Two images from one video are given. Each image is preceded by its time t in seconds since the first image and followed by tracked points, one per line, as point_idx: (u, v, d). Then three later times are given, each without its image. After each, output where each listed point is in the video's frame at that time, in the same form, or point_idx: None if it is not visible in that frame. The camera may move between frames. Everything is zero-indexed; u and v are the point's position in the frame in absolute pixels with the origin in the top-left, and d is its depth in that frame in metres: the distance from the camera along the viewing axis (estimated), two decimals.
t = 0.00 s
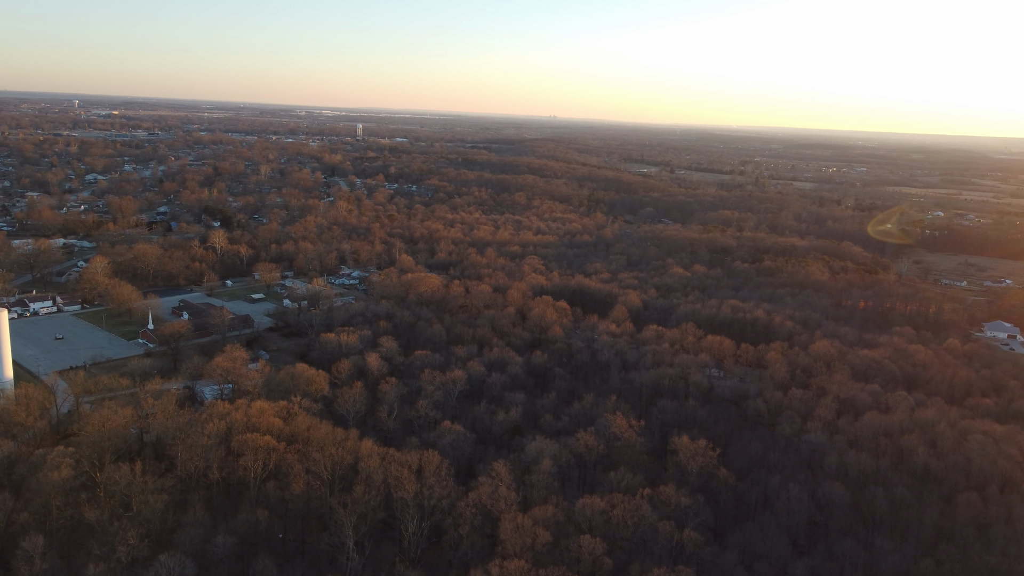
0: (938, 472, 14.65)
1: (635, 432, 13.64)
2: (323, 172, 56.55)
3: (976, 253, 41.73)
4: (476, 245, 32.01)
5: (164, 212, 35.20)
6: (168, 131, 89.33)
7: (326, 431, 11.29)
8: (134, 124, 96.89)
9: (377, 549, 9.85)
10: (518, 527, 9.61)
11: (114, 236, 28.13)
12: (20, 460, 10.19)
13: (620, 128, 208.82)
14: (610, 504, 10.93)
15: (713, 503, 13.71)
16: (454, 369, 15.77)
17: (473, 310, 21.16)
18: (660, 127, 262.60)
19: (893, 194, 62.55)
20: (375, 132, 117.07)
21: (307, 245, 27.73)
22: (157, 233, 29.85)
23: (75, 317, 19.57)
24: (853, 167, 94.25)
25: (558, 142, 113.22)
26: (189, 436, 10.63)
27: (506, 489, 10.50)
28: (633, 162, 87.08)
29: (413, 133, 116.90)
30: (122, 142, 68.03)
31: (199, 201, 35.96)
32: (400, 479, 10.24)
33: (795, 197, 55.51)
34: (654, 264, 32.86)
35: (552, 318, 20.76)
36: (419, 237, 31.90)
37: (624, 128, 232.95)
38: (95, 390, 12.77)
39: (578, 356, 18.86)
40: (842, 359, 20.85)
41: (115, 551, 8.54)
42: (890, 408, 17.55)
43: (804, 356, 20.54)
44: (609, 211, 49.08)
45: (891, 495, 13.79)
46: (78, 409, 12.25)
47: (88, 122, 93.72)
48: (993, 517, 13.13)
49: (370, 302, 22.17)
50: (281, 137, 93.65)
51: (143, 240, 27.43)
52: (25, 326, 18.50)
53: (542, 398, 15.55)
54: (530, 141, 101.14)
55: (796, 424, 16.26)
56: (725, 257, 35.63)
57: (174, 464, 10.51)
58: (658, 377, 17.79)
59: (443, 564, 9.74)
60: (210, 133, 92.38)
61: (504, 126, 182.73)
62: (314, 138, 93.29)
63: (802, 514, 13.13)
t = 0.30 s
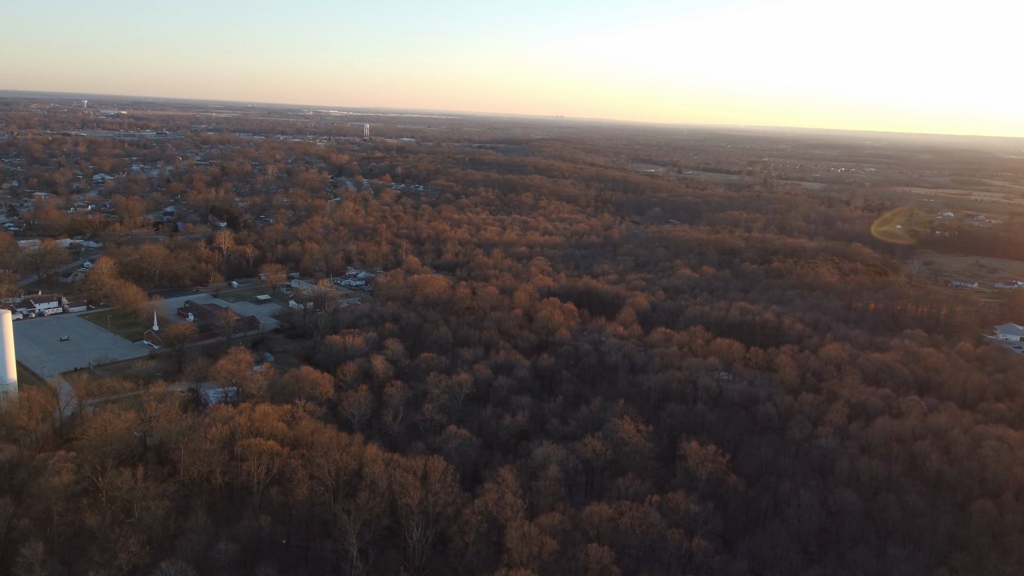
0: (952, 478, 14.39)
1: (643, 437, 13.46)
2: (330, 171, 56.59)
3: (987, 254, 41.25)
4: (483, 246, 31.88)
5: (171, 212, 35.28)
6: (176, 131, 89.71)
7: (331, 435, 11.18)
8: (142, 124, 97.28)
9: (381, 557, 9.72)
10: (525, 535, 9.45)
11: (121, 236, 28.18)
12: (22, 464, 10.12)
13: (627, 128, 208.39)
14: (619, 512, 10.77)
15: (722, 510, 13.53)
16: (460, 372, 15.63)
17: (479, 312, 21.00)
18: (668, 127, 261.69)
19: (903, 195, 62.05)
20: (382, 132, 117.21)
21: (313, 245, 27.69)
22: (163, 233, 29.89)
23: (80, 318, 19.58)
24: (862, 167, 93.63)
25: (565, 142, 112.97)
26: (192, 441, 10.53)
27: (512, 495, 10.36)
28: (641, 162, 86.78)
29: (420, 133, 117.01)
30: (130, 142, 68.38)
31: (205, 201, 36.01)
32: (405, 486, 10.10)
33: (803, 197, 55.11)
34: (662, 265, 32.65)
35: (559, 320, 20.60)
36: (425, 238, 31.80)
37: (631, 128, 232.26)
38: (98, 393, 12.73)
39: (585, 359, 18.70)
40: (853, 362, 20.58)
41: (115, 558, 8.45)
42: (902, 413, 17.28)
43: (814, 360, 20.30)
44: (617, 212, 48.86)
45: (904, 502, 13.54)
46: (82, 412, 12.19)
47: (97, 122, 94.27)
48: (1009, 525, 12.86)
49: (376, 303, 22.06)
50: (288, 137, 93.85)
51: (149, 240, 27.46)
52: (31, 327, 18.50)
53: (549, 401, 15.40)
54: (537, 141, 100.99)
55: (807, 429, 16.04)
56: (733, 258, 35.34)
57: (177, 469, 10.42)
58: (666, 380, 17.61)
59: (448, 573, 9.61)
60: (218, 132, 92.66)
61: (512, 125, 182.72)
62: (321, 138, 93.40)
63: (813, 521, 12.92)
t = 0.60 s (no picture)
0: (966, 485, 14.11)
1: (651, 443, 13.31)
2: (337, 172, 56.65)
3: (998, 255, 40.77)
4: (489, 247, 31.76)
5: (178, 213, 35.35)
6: (183, 131, 89.91)
7: (335, 440, 11.07)
8: (150, 124, 97.71)
9: (385, 565, 9.60)
10: (531, 544, 9.29)
11: (127, 237, 28.21)
12: (23, 470, 10.06)
13: (634, 129, 208.05)
14: (626, 520, 10.60)
15: (731, 517, 13.33)
16: (466, 375, 15.50)
17: (486, 314, 20.85)
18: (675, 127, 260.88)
19: (912, 195, 61.57)
20: (389, 132, 117.28)
21: (319, 246, 27.63)
22: (169, 234, 29.94)
23: (85, 319, 19.58)
24: (871, 167, 92.99)
25: (572, 142, 112.90)
26: (194, 445, 10.44)
27: (518, 503, 10.20)
28: (647, 163, 86.48)
29: (427, 134, 117.09)
30: (138, 142, 68.68)
31: (212, 201, 36.07)
32: (409, 493, 9.97)
33: (812, 198, 54.72)
34: (669, 267, 32.43)
35: (565, 322, 20.45)
36: (432, 239, 31.70)
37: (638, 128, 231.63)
38: (102, 396, 12.68)
39: (592, 362, 18.54)
40: (863, 366, 20.30)
41: (114, 567, 8.35)
42: (914, 419, 17.02)
43: (824, 364, 20.05)
44: (624, 212, 48.65)
45: (917, 509, 13.28)
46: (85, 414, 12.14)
47: (106, 122, 94.78)
48: None
49: (381, 305, 21.97)
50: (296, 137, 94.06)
51: (155, 241, 27.48)
52: (36, 328, 18.52)
53: (556, 405, 15.24)
54: (543, 141, 100.85)
55: (817, 434, 15.83)
56: (742, 259, 35.06)
57: (179, 475, 10.34)
58: (674, 384, 17.42)
59: None
60: (225, 133, 92.92)
61: (519, 125, 182.65)
62: (329, 138, 93.58)
63: (824, 529, 12.70)
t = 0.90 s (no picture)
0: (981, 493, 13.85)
1: (660, 449, 13.15)
2: (344, 172, 56.70)
3: (1011, 257, 40.27)
4: (497, 248, 31.62)
5: (185, 213, 35.41)
6: (192, 132, 90.16)
7: (339, 446, 10.96)
8: (159, 124, 98.15)
9: (389, 573, 9.47)
10: (538, 553, 9.14)
11: (134, 238, 28.25)
12: (25, 475, 10.02)
13: (641, 129, 207.48)
14: (635, 529, 10.44)
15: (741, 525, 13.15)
16: (472, 379, 15.37)
17: (492, 316, 20.72)
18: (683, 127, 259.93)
19: (922, 196, 60.99)
20: (397, 133, 117.39)
21: (326, 248, 27.57)
22: (176, 235, 29.96)
23: (91, 321, 19.57)
24: (880, 167, 92.27)
25: (580, 142, 112.67)
26: (197, 450, 10.36)
27: (525, 510, 10.07)
28: (655, 163, 86.17)
29: (434, 134, 117.16)
30: (146, 142, 68.97)
31: (219, 202, 36.09)
32: (415, 500, 9.85)
33: (821, 198, 54.28)
34: (678, 268, 32.19)
35: (573, 325, 20.30)
36: (439, 240, 31.59)
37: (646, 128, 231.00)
38: (106, 399, 12.64)
39: (600, 366, 18.38)
40: (875, 370, 20.02)
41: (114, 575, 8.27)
42: (927, 424, 16.75)
43: (835, 368, 19.79)
44: (632, 213, 48.41)
45: (931, 517, 13.04)
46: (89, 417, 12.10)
47: (115, 122, 95.38)
48: None
49: (388, 307, 21.88)
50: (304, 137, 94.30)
51: (162, 242, 27.51)
52: (42, 329, 18.53)
53: (564, 410, 15.09)
54: (551, 142, 100.69)
55: (828, 440, 15.61)
56: (751, 261, 34.76)
57: (182, 480, 10.27)
58: (683, 389, 17.24)
59: None
60: (233, 133, 93.19)
61: (526, 125, 182.48)
62: (336, 138, 93.76)
63: (836, 538, 12.49)
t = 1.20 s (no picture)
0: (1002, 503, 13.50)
1: (673, 456, 12.95)
2: (354, 172, 56.80)
3: None
4: (507, 249, 31.49)
5: (196, 214, 35.55)
6: (204, 132, 90.77)
7: (347, 451, 10.85)
8: (172, 125, 98.94)
9: None
10: (547, 563, 8.97)
11: (144, 239, 28.35)
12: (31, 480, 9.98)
13: (652, 129, 206.92)
14: (646, 538, 10.25)
15: (755, 534, 12.92)
16: (482, 383, 15.21)
17: (502, 319, 20.56)
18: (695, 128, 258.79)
19: (937, 197, 60.21)
20: (407, 133, 117.66)
21: (336, 249, 27.55)
22: (186, 236, 30.06)
23: (101, 322, 19.62)
24: (894, 168, 91.35)
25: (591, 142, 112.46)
26: (203, 455, 10.29)
27: (535, 519, 9.91)
28: (667, 163, 85.73)
29: (445, 134, 117.34)
30: (159, 143, 69.48)
31: (230, 203, 36.20)
32: (423, 508, 9.72)
33: (834, 200, 53.73)
34: (689, 270, 31.91)
35: (584, 328, 20.12)
36: (449, 241, 31.50)
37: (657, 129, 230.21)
38: (114, 402, 12.60)
39: (611, 370, 18.18)
40: (890, 375, 19.67)
41: None
42: (944, 431, 16.40)
43: (850, 373, 19.46)
44: (642, 215, 48.13)
45: (951, 527, 12.73)
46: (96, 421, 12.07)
47: (128, 123, 96.29)
48: None
49: (397, 310, 21.79)
50: (315, 138, 94.69)
51: (172, 243, 27.59)
52: (52, 331, 18.59)
53: (574, 415, 14.91)
54: (562, 143, 100.53)
55: (844, 447, 15.32)
56: (763, 263, 34.41)
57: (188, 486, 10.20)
58: (695, 394, 17.01)
59: None
60: (245, 134, 93.67)
61: (537, 126, 182.33)
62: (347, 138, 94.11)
63: (852, 548, 12.22)
